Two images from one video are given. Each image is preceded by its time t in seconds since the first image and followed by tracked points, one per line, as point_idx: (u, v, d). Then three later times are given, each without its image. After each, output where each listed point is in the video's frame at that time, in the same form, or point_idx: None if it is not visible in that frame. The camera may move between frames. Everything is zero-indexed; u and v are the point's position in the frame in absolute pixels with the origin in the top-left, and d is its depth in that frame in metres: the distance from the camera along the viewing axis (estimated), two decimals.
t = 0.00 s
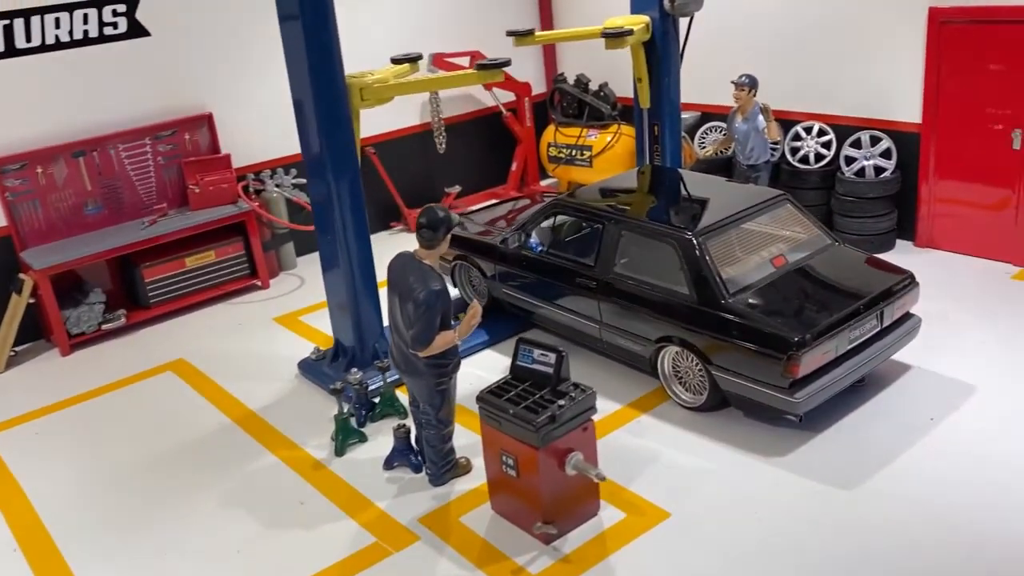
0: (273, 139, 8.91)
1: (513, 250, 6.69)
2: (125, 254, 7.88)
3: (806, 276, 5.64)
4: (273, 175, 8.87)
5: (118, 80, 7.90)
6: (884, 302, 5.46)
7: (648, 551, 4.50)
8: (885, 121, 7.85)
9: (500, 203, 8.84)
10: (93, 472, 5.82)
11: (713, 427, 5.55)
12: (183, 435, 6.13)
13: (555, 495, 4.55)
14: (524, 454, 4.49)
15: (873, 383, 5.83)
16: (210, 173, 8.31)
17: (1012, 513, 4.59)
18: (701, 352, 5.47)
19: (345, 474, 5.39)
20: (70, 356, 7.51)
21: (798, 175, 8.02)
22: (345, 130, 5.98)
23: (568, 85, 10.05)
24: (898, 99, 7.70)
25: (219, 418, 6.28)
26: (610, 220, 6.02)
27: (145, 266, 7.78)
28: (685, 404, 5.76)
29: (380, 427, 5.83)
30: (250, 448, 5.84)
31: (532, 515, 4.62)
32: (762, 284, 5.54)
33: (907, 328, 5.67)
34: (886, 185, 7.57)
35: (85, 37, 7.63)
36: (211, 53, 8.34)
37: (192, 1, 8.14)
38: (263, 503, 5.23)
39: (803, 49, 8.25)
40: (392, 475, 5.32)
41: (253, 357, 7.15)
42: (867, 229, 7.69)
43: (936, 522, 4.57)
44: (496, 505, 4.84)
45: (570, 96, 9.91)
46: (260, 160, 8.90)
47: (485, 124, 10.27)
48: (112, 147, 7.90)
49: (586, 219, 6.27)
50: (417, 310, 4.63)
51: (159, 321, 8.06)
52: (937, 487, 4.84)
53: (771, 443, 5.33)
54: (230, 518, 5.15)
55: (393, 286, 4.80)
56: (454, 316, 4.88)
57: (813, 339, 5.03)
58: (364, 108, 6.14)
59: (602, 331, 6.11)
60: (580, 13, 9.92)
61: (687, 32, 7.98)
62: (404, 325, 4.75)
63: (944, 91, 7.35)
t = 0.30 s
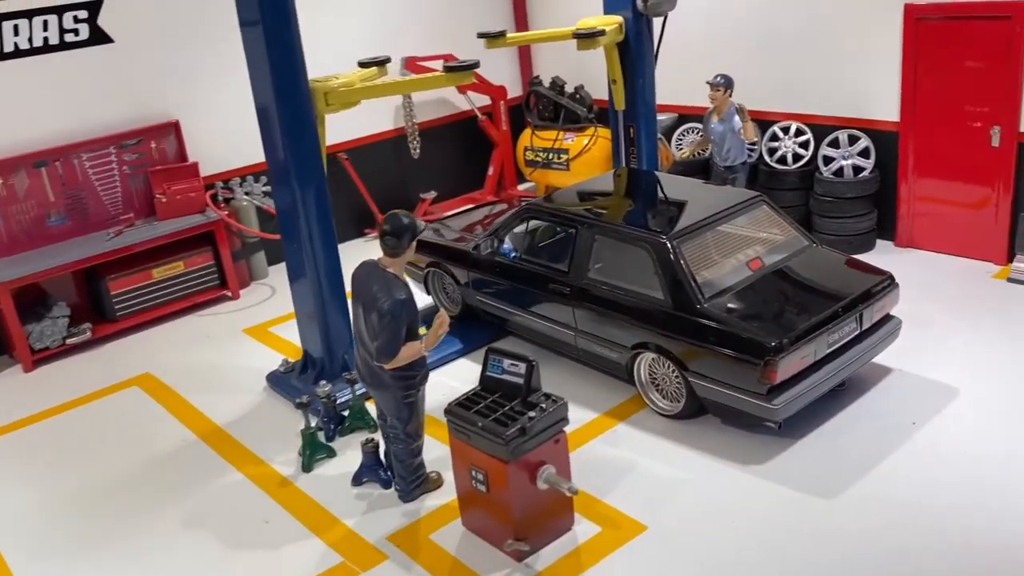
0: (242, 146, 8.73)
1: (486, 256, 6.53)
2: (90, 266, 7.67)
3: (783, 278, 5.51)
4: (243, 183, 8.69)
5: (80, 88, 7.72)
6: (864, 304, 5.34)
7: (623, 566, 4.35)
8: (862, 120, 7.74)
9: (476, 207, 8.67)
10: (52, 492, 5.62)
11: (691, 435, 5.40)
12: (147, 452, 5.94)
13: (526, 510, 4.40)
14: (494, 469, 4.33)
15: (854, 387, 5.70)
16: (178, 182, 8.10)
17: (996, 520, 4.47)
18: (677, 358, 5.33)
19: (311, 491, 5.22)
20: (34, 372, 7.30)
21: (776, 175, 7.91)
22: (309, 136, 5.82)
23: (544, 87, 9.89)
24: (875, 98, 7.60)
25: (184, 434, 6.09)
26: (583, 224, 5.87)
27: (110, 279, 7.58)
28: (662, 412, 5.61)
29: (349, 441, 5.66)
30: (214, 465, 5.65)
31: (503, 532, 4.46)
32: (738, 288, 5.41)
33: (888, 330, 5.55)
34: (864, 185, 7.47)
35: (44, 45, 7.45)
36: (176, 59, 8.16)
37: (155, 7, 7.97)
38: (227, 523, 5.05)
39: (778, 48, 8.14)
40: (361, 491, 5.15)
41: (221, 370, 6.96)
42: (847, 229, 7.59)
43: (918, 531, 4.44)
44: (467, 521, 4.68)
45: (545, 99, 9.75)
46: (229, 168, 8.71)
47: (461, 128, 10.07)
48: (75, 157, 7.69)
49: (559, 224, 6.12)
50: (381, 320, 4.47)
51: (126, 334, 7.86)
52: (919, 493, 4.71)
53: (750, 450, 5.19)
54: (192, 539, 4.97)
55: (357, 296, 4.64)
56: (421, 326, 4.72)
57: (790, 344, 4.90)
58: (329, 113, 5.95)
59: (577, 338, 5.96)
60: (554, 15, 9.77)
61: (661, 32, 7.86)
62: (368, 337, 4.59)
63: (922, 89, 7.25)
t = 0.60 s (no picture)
0: (213, 153, 8.54)
1: (461, 261, 6.38)
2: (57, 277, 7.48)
3: (763, 279, 5.39)
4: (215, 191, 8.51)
5: (45, 94, 7.52)
6: (845, 305, 5.22)
7: None
8: (842, 118, 7.62)
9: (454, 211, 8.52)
10: (12, 512, 5.42)
11: (672, 441, 5.26)
12: (113, 469, 5.74)
13: (500, 524, 4.25)
14: (466, 481, 4.18)
15: (837, 390, 5.58)
16: (147, 190, 7.91)
17: (983, 524, 4.34)
18: (656, 363, 5.19)
19: (280, 507, 5.05)
20: None
21: (756, 175, 7.81)
22: (276, 141, 5.66)
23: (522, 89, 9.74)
24: (855, 95, 7.49)
25: (151, 449, 5.90)
26: (559, 227, 5.73)
27: (77, 290, 7.39)
28: (642, 419, 5.47)
29: (321, 454, 5.49)
30: (181, 481, 5.47)
31: (477, 547, 4.31)
32: (718, 290, 5.28)
33: (871, 331, 5.43)
34: (845, 183, 7.35)
35: (6, 51, 7.26)
36: (143, 65, 7.98)
37: (121, 11, 7.78)
38: (193, 542, 4.87)
39: (757, 46, 8.02)
40: (332, 506, 4.99)
41: (191, 383, 6.77)
42: (829, 229, 7.48)
43: (905, 537, 4.31)
44: (440, 537, 4.52)
45: (523, 101, 9.60)
46: (200, 175, 8.52)
47: (439, 132, 9.94)
48: (40, 166, 7.51)
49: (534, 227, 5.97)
50: (347, 329, 4.32)
51: (95, 347, 7.66)
52: (905, 498, 4.58)
53: (732, 457, 5.06)
54: (156, 559, 4.78)
55: (322, 304, 4.48)
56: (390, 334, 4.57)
57: (770, 347, 4.78)
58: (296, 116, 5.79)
59: (555, 344, 5.81)
60: (531, 16, 9.63)
61: (637, 31, 7.73)
62: (334, 347, 4.44)
63: (902, 86, 7.15)
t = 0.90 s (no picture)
0: (185, 156, 8.34)
1: (437, 262, 6.19)
2: (24, 285, 7.26)
3: (746, 275, 5.24)
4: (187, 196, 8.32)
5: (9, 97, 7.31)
6: (831, 300, 5.08)
7: None
8: (826, 112, 7.50)
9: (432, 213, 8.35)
10: None
11: (655, 443, 5.10)
12: (79, 481, 5.54)
13: (477, 532, 4.08)
14: (440, 488, 4.00)
15: (825, 388, 5.43)
16: (117, 195, 7.70)
17: (975, 525, 4.20)
18: (639, 363, 5.04)
19: (249, 518, 4.86)
20: None
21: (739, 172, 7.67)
22: (243, 141, 5.47)
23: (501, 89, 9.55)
24: (839, 89, 7.37)
25: (119, 460, 5.69)
26: (537, 225, 5.57)
27: (45, 298, 7.17)
28: (625, 420, 5.31)
29: (294, 462, 5.31)
30: (148, 492, 5.26)
31: (452, 556, 4.13)
32: (700, 287, 5.12)
33: (859, 327, 5.28)
34: (829, 178, 7.23)
35: None
36: (112, 67, 7.78)
37: (88, 12, 7.58)
38: (159, 555, 4.67)
39: (738, 41, 7.88)
40: (304, 517, 4.80)
41: (162, 392, 6.57)
42: (814, 225, 7.35)
43: (895, 539, 4.16)
44: (415, 546, 4.34)
45: (503, 101, 9.44)
46: (171, 180, 8.31)
47: (419, 135, 9.74)
48: (5, 171, 7.29)
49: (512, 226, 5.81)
50: (314, 331, 4.14)
51: (64, 356, 7.45)
52: (896, 499, 4.43)
53: (717, 458, 4.90)
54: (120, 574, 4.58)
55: (289, 305, 4.31)
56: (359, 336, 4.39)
57: (755, 344, 4.62)
58: (265, 114, 5.61)
59: (535, 345, 5.65)
60: (509, 15, 9.48)
61: (617, 27, 7.59)
62: (302, 350, 4.26)
63: (886, 80, 7.03)
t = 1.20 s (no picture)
0: (160, 156, 8.18)
1: (416, 258, 6.03)
2: None
3: (731, 267, 5.11)
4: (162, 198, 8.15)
5: None
6: (819, 290, 4.96)
7: None
8: (811, 105, 7.40)
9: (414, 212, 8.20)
10: None
11: (641, 439, 4.96)
12: (46, 486, 5.36)
13: (455, 531, 3.93)
14: (417, 485, 3.85)
15: (814, 381, 5.30)
16: (90, 196, 7.52)
17: (969, 518, 4.08)
18: (623, 357, 4.90)
19: (222, 521, 4.69)
20: None
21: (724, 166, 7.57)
22: (215, 135, 5.29)
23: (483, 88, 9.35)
24: (823, 81, 7.27)
25: (88, 465, 5.51)
26: (517, 218, 5.43)
27: (15, 301, 6.98)
28: (610, 416, 5.17)
29: (269, 464, 5.14)
30: (117, 497, 5.09)
31: (430, 556, 3.97)
32: (685, 279, 4.99)
33: (847, 318, 5.16)
34: (816, 171, 7.12)
35: None
36: (83, 66, 7.63)
37: (58, 10, 7.42)
38: (127, 561, 4.49)
39: (721, 34, 7.77)
40: (278, 519, 4.62)
41: (135, 396, 6.39)
42: (800, 219, 7.23)
43: (887, 534, 4.03)
44: (393, 547, 4.18)
45: (486, 99, 9.26)
46: (145, 181, 8.14)
47: (401, 135, 9.57)
48: None
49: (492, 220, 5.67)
50: (284, 325, 4.00)
51: (36, 362, 7.26)
52: (887, 492, 4.31)
53: (703, 453, 4.77)
54: None
55: (259, 299, 4.16)
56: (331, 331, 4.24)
57: (741, 334, 4.49)
58: (237, 107, 5.44)
59: (517, 341, 5.51)
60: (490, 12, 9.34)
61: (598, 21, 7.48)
62: (272, 344, 4.11)
63: (872, 74, 6.93)
